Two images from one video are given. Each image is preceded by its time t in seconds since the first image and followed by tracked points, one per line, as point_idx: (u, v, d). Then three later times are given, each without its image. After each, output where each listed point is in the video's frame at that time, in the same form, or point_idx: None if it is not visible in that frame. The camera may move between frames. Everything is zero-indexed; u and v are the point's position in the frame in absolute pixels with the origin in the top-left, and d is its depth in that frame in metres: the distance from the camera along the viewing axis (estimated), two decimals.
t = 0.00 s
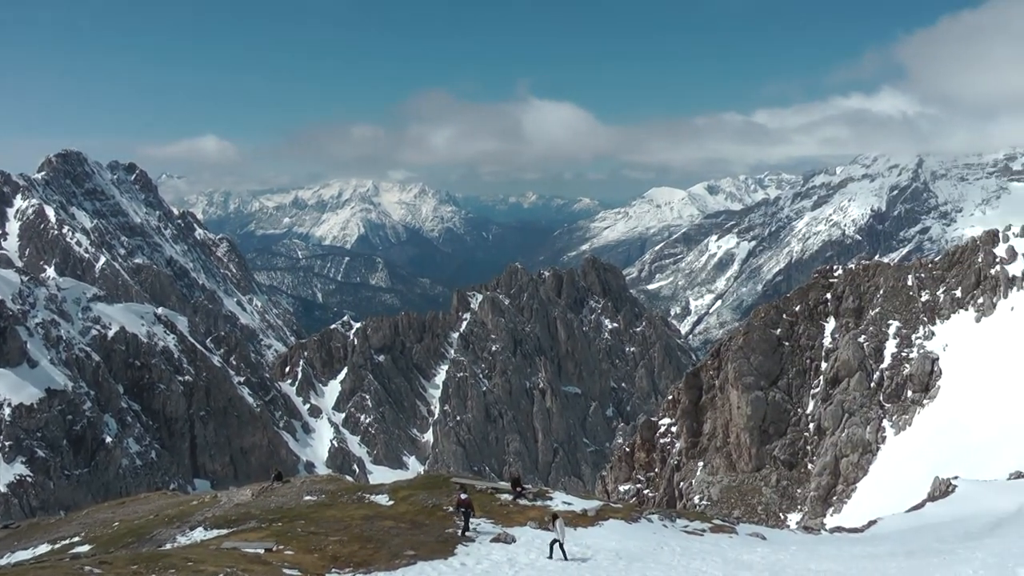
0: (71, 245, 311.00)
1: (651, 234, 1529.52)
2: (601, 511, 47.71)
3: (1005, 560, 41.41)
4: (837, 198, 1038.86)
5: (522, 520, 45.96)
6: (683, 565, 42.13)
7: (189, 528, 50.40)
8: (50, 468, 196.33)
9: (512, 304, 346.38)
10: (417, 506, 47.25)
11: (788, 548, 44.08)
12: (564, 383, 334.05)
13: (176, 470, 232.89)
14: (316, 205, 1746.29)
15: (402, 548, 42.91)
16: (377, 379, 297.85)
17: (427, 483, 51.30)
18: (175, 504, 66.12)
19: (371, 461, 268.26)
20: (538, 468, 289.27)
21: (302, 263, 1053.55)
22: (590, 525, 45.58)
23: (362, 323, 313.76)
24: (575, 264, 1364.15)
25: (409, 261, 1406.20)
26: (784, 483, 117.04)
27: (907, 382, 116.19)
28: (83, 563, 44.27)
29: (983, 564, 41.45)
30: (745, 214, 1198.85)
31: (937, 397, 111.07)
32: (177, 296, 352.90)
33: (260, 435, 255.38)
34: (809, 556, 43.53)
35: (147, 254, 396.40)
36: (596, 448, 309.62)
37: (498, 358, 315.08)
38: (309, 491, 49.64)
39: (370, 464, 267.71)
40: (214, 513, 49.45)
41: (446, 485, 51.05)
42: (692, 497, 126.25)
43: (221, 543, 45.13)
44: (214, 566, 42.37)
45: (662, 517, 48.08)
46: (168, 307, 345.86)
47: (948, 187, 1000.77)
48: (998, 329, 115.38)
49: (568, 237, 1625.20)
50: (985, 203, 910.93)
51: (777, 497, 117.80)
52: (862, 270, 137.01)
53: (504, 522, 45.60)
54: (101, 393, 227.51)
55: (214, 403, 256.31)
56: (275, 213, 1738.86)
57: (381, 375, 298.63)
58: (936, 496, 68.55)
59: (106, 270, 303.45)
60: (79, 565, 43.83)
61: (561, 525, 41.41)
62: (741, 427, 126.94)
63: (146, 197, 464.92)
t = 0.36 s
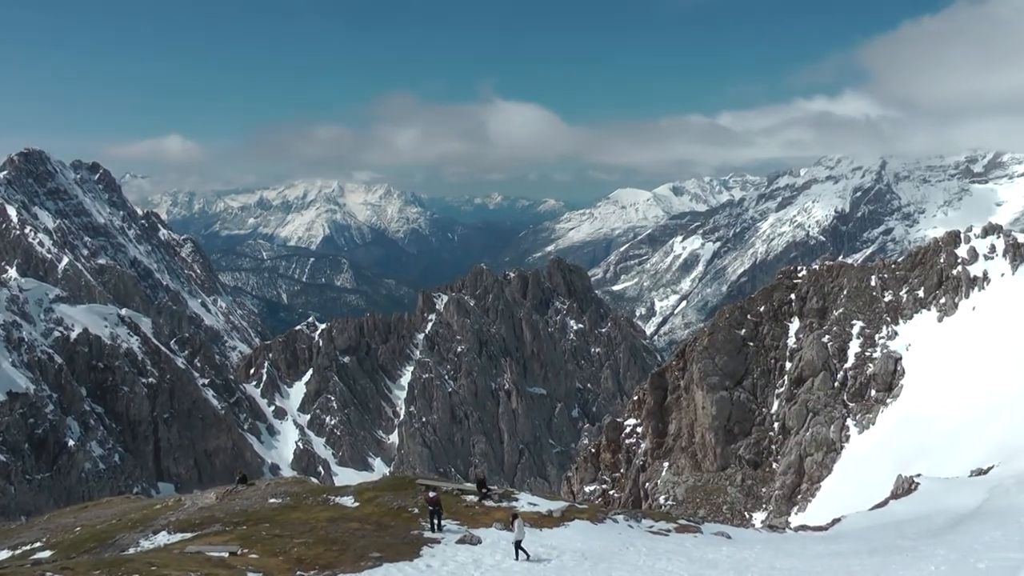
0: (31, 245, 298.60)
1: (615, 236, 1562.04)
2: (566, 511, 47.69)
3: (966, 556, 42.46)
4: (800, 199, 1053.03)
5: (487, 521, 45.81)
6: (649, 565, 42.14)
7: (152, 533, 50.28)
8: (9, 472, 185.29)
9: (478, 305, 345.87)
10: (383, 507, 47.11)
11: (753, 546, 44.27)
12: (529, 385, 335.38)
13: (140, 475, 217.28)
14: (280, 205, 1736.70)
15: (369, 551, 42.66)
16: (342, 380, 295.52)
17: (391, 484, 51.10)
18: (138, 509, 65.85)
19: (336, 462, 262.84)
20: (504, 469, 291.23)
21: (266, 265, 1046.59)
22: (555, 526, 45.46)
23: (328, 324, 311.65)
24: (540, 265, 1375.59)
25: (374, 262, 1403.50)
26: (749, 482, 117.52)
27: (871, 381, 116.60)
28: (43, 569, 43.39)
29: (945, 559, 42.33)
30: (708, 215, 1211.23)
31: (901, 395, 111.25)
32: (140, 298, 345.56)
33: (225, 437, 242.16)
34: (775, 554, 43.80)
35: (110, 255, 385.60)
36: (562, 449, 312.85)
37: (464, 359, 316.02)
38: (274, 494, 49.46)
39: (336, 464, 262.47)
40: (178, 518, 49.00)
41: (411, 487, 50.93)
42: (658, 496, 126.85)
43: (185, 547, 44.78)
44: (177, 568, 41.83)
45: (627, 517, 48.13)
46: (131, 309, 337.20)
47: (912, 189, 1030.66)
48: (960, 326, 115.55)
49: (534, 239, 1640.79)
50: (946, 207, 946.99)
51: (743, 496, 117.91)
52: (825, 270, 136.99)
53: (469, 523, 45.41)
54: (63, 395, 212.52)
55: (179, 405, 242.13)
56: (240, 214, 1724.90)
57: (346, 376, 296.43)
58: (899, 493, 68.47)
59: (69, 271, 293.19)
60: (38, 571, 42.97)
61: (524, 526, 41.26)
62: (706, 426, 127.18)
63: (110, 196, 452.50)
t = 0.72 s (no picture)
0: None
1: (580, 240, 1591.55)
2: (531, 513, 47.55)
3: (928, 551, 43.25)
4: (763, 201, 1065.25)
5: (452, 523, 45.66)
6: (614, 565, 42.13)
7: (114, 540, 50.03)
8: None
9: (442, 307, 348.29)
10: (346, 510, 47.01)
11: (717, 546, 44.48)
12: (494, 386, 337.68)
13: (101, 480, 210.13)
14: (244, 208, 1733.18)
15: (332, 554, 42.32)
16: (306, 383, 290.56)
17: (356, 487, 50.93)
18: (99, 516, 65.73)
19: (300, 465, 259.96)
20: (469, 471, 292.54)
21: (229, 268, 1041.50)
22: (520, 527, 45.24)
23: (292, 327, 305.64)
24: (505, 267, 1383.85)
25: (336, 264, 1403.34)
26: (713, 482, 117.52)
27: (834, 381, 117.15)
28: None
29: (908, 556, 43.02)
30: (672, 218, 1222.46)
31: (864, 394, 111.76)
32: (103, 301, 341.14)
33: (190, 443, 235.05)
34: (740, 553, 43.97)
35: (71, 257, 382.47)
36: (527, 450, 314.21)
37: (428, 361, 317.80)
38: (239, 498, 49.25)
39: (302, 468, 259.65)
40: (141, 525, 48.62)
41: (376, 489, 50.77)
42: (622, 497, 126.06)
43: (148, 553, 44.36)
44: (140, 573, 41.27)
45: (593, 518, 48.16)
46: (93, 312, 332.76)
47: (873, 192, 1060.94)
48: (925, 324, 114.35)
49: (501, 242, 1659.47)
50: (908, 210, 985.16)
51: (707, 496, 117.79)
52: (789, 270, 137.51)
53: (433, 525, 45.21)
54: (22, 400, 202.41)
55: (143, 409, 233.47)
56: (203, 216, 1714.70)
57: (310, 379, 291.66)
58: (862, 492, 68.19)
59: (29, 274, 292.06)
60: None
61: (484, 528, 41.09)
62: (670, 428, 126.65)
63: (71, 198, 448.88)
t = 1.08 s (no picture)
0: None
1: (544, 241, 1620.77)
2: (496, 515, 47.56)
3: (891, 547, 43.88)
4: (725, 202, 1080.59)
5: (418, 526, 45.52)
6: (579, 567, 42.02)
7: (76, 548, 49.70)
8: None
9: (406, 310, 350.79)
10: (311, 514, 46.91)
11: (682, 545, 44.76)
12: (459, 389, 345.18)
13: (63, 488, 205.92)
14: (205, 211, 1728.33)
15: (298, 558, 42.13)
16: (269, 386, 286.34)
17: (321, 491, 50.83)
18: (61, 523, 65.70)
19: (265, 470, 256.69)
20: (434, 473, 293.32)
21: (192, 271, 1034.62)
22: (483, 529, 45.13)
23: (254, 331, 301.27)
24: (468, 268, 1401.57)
25: (299, 266, 1404.63)
26: (678, 482, 117.68)
27: (797, 379, 117.35)
28: None
29: (871, 552, 43.59)
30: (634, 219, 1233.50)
31: (827, 393, 111.59)
32: (64, 306, 335.98)
33: (153, 449, 233.47)
34: (706, 553, 44.09)
35: (31, 262, 376.29)
36: (491, 452, 320.02)
37: (392, 364, 318.39)
38: (203, 505, 49.03)
39: (266, 473, 257.03)
40: (104, 533, 48.09)
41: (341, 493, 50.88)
42: (587, 497, 127.98)
43: (110, 560, 43.99)
44: None
45: (558, 519, 48.35)
46: (54, 318, 327.53)
47: (836, 190, 1088.67)
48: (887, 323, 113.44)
49: (463, 244, 1683.72)
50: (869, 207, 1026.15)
51: (672, 496, 118.85)
52: (752, 271, 140.57)
53: (399, 528, 45.01)
54: None
55: (105, 416, 230.54)
56: (163, 219, 1700.90)
57: (274, 383, 287.77)
58: (824, 488, 68.30)
59: None
60: None
61: (450, 530, 40.94)
62: (635, 428, 128.65)
63: (31, 202, 442.68)
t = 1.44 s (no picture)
0: None
1: (509, 243, 1634.91)
2: (461, 517, 47.56)
3: (853, 546, 44.25)
4: (689, 205, 1090.75)
5: (381, 529, 45.37)
6: (544, 569, 41.88)
7: (36, 555, 49.51)
8: None
9: (370, 312, 349.15)
10: (274, 519, 46.82)
11: (646, 546, 45.02)
12: (423, 391, 341.50)
13: (23, 493, 204.55)
14: (168, 212, 1720.69)
15: (261, 563, 41.83)
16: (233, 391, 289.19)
17: (284, 496, 50.80)
18: (21, 529, 65.41)
19: (228, 475, 258.56)
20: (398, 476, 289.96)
21: (155, 273, 1026.76)
22: (447, 532, 45.03)
23: (218, 334, 301.91)
24: (431, 270, 1405.87)
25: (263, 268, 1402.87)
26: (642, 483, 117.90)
27: (761, 380, 118.52)
28: None
29: (834, 551, 43.96)
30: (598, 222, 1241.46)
31: (790, 394, 112.29)
32: (24, 309, 331.77)
33: (115, 453, 232.86)
34: (668, 553, 44.33)
35: None
36: (455, 455, 316.52)
37: (356, 366, 314.56)
38: (166, 511, 49.01)
39: (228, 477, 258.30)
40: (65, 541, 47.84)
41: (305, 496, 50.89)
42: (551, 500, 127.37)
43: (70, 566, 43.87)
44: None
45: (522, 522, 48.43)
46: (14, 320, 323.37)
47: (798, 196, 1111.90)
48: (849, 324, 114.18)
49: (428, 247, 1694.43)
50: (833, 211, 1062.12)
51: (636, 498, 118.80)
52: (715, 273, 142.56)
53: (363, 532, 44.86)
54: None
55: (66, 420, 230.14)
56: (125, 221, 1690.33)
57: (237, 386, 289.79)
58: (787, 488, 68.53)
59: None
60: None
61: (410, 532, 40.86)
62: (599, 429, 129.29)
63: None
